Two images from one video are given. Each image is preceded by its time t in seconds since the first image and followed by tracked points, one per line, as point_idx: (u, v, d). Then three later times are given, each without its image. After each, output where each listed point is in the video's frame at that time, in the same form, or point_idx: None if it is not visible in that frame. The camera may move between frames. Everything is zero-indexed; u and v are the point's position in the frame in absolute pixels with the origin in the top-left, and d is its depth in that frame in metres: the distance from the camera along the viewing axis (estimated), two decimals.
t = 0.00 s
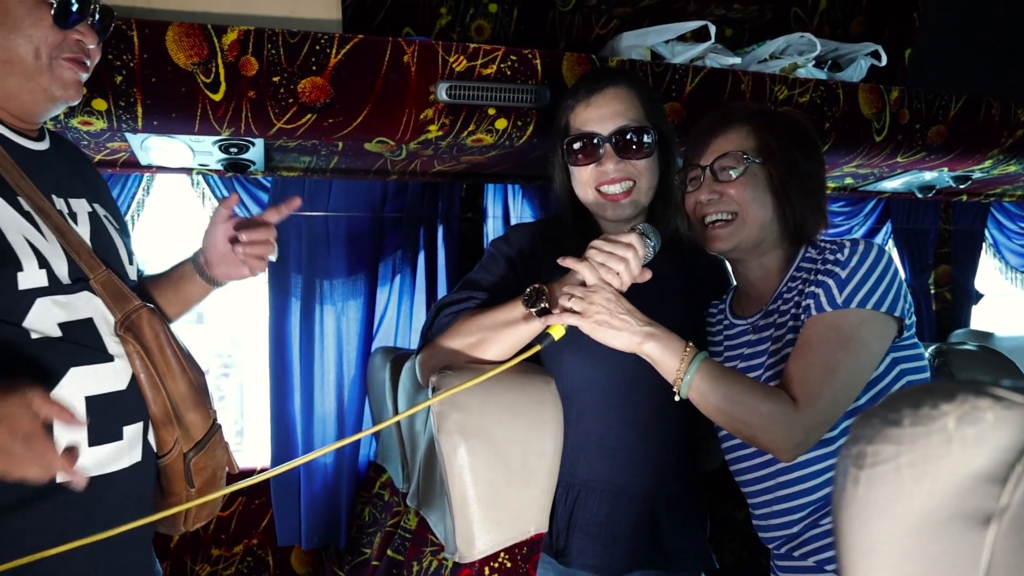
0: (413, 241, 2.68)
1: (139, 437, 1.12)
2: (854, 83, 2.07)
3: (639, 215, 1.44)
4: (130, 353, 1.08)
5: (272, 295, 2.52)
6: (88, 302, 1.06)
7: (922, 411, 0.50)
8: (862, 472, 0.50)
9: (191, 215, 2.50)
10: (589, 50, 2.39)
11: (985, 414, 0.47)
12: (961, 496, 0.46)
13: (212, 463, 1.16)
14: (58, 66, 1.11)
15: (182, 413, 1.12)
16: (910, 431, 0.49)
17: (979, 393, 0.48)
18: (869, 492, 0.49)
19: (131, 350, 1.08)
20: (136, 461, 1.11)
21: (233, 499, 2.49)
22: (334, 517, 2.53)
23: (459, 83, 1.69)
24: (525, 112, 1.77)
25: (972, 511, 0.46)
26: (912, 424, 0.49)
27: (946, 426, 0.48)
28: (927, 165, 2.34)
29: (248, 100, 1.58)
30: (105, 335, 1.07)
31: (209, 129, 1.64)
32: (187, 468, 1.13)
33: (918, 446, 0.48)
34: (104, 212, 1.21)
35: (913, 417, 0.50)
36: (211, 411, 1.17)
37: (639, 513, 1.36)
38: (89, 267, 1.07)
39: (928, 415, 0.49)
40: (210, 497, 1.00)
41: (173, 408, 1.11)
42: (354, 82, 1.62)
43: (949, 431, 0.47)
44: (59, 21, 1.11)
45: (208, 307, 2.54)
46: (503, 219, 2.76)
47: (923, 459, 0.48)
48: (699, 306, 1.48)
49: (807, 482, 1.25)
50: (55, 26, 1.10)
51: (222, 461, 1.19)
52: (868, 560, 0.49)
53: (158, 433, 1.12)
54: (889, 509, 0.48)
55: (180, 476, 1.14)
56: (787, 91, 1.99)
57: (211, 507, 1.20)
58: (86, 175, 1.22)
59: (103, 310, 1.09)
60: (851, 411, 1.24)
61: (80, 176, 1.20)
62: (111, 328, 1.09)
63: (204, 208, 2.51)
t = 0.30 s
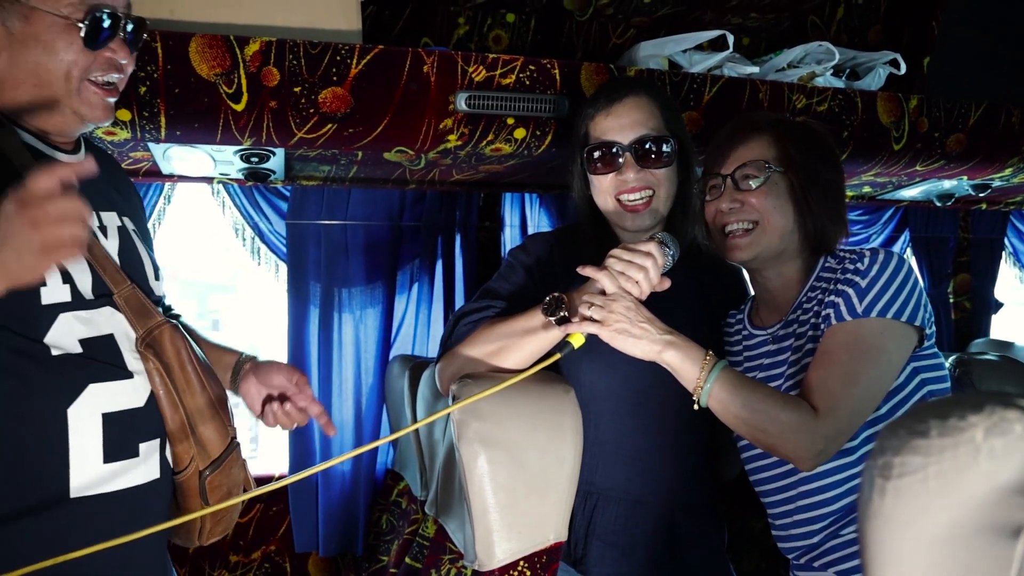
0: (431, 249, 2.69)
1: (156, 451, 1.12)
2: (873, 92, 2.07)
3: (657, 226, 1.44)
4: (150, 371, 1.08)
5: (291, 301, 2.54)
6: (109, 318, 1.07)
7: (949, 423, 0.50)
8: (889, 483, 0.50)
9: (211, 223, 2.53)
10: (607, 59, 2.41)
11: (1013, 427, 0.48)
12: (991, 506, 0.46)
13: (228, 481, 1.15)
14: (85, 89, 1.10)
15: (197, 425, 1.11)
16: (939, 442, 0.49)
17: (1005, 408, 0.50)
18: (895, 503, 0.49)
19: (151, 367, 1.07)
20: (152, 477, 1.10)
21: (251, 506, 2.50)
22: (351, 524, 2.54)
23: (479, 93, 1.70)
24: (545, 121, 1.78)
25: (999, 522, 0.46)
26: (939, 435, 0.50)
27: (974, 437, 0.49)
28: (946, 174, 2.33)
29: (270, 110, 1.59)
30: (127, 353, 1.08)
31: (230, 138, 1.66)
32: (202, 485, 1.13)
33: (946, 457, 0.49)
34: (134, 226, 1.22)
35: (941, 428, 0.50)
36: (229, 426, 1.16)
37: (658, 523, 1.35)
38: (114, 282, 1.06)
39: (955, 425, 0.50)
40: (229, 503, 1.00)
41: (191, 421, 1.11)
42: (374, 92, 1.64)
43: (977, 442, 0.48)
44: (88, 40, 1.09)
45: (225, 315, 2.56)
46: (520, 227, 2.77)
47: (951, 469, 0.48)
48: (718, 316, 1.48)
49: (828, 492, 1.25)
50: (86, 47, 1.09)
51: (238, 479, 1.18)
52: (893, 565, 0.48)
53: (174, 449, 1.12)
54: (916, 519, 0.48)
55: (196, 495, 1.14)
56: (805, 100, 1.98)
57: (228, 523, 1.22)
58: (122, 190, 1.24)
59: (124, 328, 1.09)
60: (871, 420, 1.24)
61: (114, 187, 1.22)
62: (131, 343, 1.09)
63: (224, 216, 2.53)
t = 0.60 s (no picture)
0: (448, 259, 2.71)
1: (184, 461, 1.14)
2: (890, 101, 2.06)
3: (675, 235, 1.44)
4: (180, 383, 1.06)
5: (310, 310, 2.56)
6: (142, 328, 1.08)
7: (970, 431, 0.44)
8: (907, 492, 0.44)
9: (231, 233, 2.56)
10: (622, 70, 2.42)
11: None
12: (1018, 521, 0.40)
13: (255, 490, 1.16)
14: (128, 112, 1.12)
15: (224, 434, 1.10)
16: (958, 450, 0.43)
17: None
18: (914, 515, 0.43)
19: (182, 380, 1.06)
20: (180, 487, 1.13)
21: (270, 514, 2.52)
22: (367, 533, 2.54)
23: (496, 104, 1.72)
24: (561, 132, 1.79)
25: None
26: (959, 445, 0.44)
27: (995, 447, 0.42)
28: (964, 183, 2.31)
29: (289, 122, 1.61)
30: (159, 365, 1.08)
31: (250, 149, 1.68)
32: (229, 495, 1.13)
33: (966, 467, 0.42)
34: (163, 236, 1.23)
35: (960, 437, 0.44)
36: (254, 437, 1.16)
37: (674, 531, 1.35)
38: (145, 295, 1.05)
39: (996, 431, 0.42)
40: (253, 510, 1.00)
41: (217, 431, 1.10)
42: (392, 103, 1.65)
43: (998, 452, 0.42)
44: (133, 69, 1.11)
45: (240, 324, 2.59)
46: (536, 238, 2.78)
47: (971, 479, 0.42)
48: (734, 325, 1.47)
49: (845, 501, 1.24)
50: (129, 77, 1.11)
51: (264, 488, 1.19)
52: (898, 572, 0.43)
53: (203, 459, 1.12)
54: (933, 534, 0.42)
55: (223, 504, 1.14)
56: (822, 109, 1.98)
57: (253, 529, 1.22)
58: (147, 199, 1.25)
59: (154, 338, 1.09)
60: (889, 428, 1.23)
61: (136, 192, 1.22)
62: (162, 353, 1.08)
63: (243, 226, 2.56)
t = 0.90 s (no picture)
0: (463, 270, 2.72)
1: (198, 485, 1.14)
2: (904, 113, 2.06)
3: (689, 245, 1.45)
4: (195, 403, 1.09)
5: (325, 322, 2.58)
6: (157, 349, 1.09)
7: (989, 441, 0.42)
8: (926, 506, 0.42)
9: (249, 245, 2.58)
10: (637, 83, 2.43)
11: None
12: None
13: (267, 510, 1.18)
14: (156, 133, 1.14)
15: (237, 452, 1.12)
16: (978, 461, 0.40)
17: None
18: (934, 527, 0.40)
19: (197, 400, 1.08)
20: (193, 506, 1.12)
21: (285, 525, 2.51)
22: (383, 544, 2.54)
23: (511, 118, 1.73)
24: (576, 145, 1.80)
25: None
26: (978, 455, 0.41)
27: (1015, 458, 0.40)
28: (981, 194, 2.30)
29: (307, 136, 1.63)
30: (174, 386, 1.09)
31: (269, 163, 1.70)
32: (241, 514, 1.14)
33: (986, 478, 0.40)
34: (183, 254, 1.24)
35: (980, 447, 0.41)
36: (266, 456, 1.18)
37: (690, 546, 1.34)
38: (163, 314, 1.08)
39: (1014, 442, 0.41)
40: (266, 525, 1.01)
41: (230, 450, 1.12)
42: (409, 117, 1.67)
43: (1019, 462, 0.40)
44: (162, 93, 1.13)
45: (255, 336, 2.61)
46: (551, 250, 2.79)
47: (992, 491, 0.40)
48: (749, 338, 1.47)
49: (863, 515, 1.23)
50: (159, 100, 1.13)
51: (274, 506, 1.21)
52: None
53: (216, 477, 1.13)
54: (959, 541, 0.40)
55: (235, 522, 1.15)
56: (836, 121, 1.98)
57: (263, 547, 1.23)
58: (168, 212, 1.26)
59: (171, 359, 1.10)
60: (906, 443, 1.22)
61: (159, 209, 1.23)
62: (178, 376, 1.11)
63: (260, 238, 2.58)
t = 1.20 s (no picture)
0: (478, 279, 2.73)
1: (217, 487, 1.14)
2: (919, 121, 2.07)
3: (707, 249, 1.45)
4: (212, 407, 1.09)
5: (341, 331, 2.60)
6: (175, 354, 1.09)
7: (1006, 446, 0.69)
8: (947, 507, 0.71)
9: (266, 253, 2.61)
10: (650, 92, 2.45)
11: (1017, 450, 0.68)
12: None
13: (287, 512, 1.18)
14: (155, 136, 1.12)
15: (259, 460, 1.13)
16: (996, 468, 0.69)
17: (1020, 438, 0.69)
18: (950, 524, 0.70)
19: (214, 404, 1.09)
20: (215, 511, 1.12)
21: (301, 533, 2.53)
22: (398, 553, 2.54)
23: (527, 126, 1.74)
24: (591, 153, 1.81)
25: None
26: (996, 458, 0.69)
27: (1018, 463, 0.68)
28: (996, 203, 2.30)
29: (325, 145, 1.65)
30: (191, 391, 1.10)
31: (286, 172, 1.72)
32: (261, 519, 1.15)
33: (1002, 481, 0.68)
34: (198, 257, 1.26)
35: (997, 453, 0.70)
36: (285, 460, 1.18)
37: (704, 557, 1.34)
38: (179, 318, 1.08)
39: (1011, 451, 0.69)
40: (290, 531, 1.01)
41: (251, 458, 1.12)
42: (426, 126, 1.68)
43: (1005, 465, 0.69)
44: (153, 95, 1.10)
45: (269, 344, 2.59)
46: (565, 258, 2.80)
47: (1006, 493, 0.67)
48: (766, 345, 1.47)
49: (880, 528, 1.23)
50: (151, 102, 1.10)
51: (296, 510, 1.21)
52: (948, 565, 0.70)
53: (235, 483, 1.13)
54: (972, 535, 0.68)
55: (255, 527, 1.15)
56: (850, 130, 1.99)
57: (284, 552, 1.23)
58: (184, 219, 1.27)
59: (188, 362, 1.11)
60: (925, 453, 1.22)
61: (177, 215, 1.25)
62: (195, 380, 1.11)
63: (277, 247, 2.61)
